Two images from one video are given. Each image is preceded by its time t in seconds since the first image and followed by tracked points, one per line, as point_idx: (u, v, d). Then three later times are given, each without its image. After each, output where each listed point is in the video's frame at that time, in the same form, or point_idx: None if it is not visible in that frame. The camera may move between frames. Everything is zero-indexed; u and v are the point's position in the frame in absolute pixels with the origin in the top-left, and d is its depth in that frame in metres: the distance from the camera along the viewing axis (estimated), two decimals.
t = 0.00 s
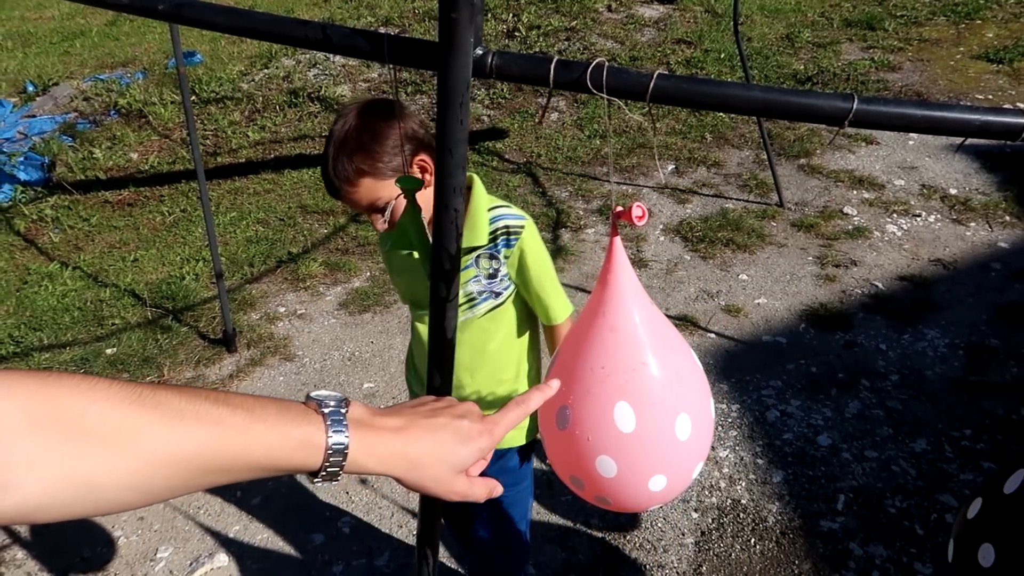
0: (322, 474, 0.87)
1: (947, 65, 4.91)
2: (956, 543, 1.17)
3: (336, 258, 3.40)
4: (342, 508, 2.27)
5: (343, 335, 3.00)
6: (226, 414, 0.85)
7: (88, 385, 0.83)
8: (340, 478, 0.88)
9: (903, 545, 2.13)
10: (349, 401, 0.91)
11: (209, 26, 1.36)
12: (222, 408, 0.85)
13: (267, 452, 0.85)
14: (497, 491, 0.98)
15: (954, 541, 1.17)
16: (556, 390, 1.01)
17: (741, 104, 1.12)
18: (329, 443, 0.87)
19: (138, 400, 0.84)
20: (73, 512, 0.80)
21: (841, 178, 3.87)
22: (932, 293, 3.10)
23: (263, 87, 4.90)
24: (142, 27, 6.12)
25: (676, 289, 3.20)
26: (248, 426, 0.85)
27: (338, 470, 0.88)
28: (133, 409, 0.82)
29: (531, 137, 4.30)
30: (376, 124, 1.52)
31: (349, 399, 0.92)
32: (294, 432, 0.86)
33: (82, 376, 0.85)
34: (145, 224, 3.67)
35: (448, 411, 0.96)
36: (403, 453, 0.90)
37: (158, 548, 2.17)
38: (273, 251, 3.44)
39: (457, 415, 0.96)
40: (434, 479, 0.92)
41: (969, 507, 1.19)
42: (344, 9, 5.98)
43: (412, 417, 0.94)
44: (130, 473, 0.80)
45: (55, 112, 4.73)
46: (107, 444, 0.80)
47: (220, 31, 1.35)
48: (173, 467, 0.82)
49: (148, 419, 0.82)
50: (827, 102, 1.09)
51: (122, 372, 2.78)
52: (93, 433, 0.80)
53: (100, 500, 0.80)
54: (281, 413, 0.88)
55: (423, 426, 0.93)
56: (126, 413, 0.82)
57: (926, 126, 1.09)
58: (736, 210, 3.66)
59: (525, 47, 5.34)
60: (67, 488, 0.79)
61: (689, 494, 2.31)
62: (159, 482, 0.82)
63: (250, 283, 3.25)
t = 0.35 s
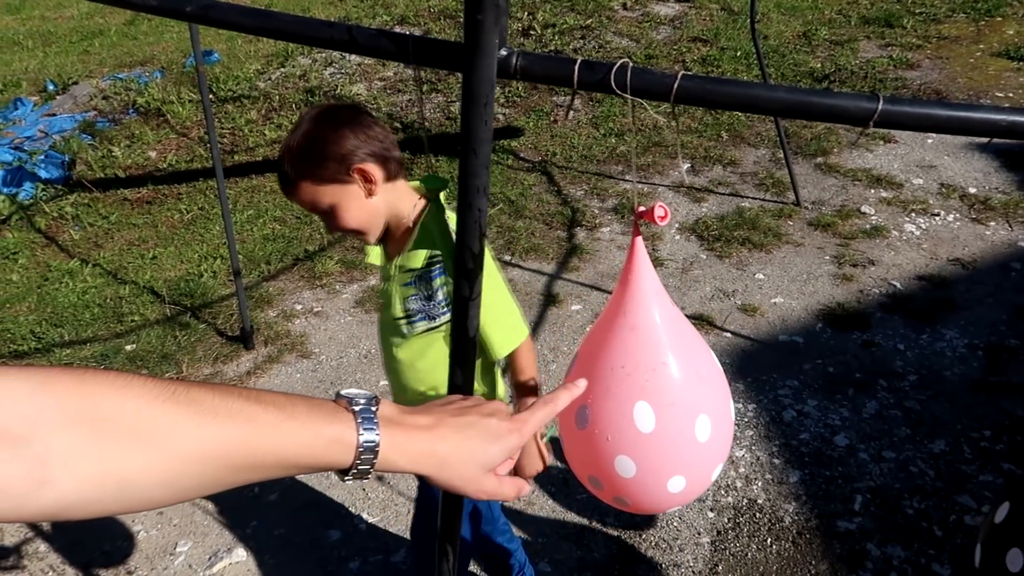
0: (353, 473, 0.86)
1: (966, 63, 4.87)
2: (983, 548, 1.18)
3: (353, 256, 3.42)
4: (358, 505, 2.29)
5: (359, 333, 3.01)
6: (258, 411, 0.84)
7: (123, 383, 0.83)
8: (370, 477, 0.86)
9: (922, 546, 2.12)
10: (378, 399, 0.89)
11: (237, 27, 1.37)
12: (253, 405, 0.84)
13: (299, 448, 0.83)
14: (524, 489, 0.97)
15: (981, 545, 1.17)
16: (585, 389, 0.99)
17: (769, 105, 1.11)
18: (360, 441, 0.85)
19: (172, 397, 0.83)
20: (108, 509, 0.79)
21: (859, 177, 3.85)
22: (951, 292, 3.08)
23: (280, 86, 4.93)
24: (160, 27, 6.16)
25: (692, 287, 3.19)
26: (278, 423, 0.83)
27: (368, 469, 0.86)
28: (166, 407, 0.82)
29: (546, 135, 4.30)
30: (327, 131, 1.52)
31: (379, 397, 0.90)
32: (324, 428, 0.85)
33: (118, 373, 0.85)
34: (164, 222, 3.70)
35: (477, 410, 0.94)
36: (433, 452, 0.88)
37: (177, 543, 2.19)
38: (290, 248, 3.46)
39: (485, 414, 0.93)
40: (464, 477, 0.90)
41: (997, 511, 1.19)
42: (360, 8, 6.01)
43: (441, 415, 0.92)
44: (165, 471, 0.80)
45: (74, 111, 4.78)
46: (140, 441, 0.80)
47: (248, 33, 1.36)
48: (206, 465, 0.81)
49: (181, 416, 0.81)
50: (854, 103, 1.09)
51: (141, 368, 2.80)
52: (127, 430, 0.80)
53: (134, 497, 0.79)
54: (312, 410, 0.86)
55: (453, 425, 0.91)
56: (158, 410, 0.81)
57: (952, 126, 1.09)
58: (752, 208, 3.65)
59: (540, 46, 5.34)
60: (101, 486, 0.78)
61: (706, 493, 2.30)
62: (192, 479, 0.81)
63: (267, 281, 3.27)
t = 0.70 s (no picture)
0: (367, 477, 0.86)
1: (979, 69, 4.85)
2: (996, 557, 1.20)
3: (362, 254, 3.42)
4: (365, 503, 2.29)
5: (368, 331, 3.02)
6: (272, 415, 0.84)
7: (140, 385, 0.83)
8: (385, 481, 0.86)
9: (929, 554, 2.12)
10: (393, 402, 0.89)
11: (258, 26, 1.38)
12: (267, 407, 0.84)
13: (312, 452, 0.83)
14: (544, 497, 0.94)
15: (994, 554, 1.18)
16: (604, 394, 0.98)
17: (789, 109, 1.12)
18: (374, 445, 0.85)
19: (189, 398, 0.83)
20: (126, 509, 0.79)
21: (870, 181, 3.84)
22: (961, 299, 3.07)
23: (291, 84, 4.94)
24: (173, 23, 6.19)
25: (701, 291, 3.19)
26: (294, 426, 0.83)
27: (383, 473, 0.86)
28: (181, 408, 0.81)
29: (557, 136, 4.30)
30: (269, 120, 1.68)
31: (395, 402, 0.90)
32: (339, 432, 0.85)
33: (133, 375, 0.85)
34: (174, 217, 3.71)
35: (494, 416, 0.94)
36: (448, 456, 0.88)
37: (183, 538, 2.20)
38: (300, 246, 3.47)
39: (501, 419, 0.93)
40: (480, 482, 0.89)
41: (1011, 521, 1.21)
42: (372, 7, 6.02)
43: (458, 420, 0.92)
44: (180, 473, 0.79)
45: (87, 106, 4.80)
46: (156, 443, 0.79)
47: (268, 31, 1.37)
48: (221, 466, 0.81)
49: (197, 418, 0.81)
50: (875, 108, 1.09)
51: (150, 364, 2.82)
52: (143, 432, 0.79)
53: (150, 498, 0.79)
54: (327, 413, 0.86)
55: (468, 430, 0.91)
56: (175, 412, 0.81)
57: (976, 133, 1.07)
58: (762, 212, 3.64)
59: (552, 46, 5.34)
60: (117, 487, 0.78)
61: (712, 497, 2.30)
62: (207, 482, 0.81)
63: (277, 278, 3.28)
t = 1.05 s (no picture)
0: (378, 479, 0.81)
1: (991, 73, 4.82)
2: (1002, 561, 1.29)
3: (369, 254, 3.42)
4: (369, 503, 2.29)
5: (374, 331, 3.02)
6: (284, 416, 0.79)
7: (151, 383, 0.77)
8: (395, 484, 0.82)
9: (936, 560, 2.10)
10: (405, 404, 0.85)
11: (264, 26, 1.38)
12: (280, 408, 0.79)
13: (326, 454, 0.78)
14: (557, 500, 0.89)
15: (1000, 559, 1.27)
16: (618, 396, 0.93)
17: (797, 114, 1.12)
18: (385, 447, 0.81)
19: (200, 399, 0.78)
20: (137, 512, 0.74)
21: (879, 186, 3.82)
22: (970, 304, 3.05)
23: (300, 84, 4.95)
24: (184, 22, 6.20)
25: (708, 294, 3.18)
26: (306, 428, 0.78)
27: (394, 476, 0.81)
28: (191, 410, 0.76)
29: (565, 138, 4.29)
30: (227, 108, 1.74)
31: (406, 404, 0.86)
32: (350, 434, 0.80)
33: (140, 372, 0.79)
34: (183, 216, 3.72)
35: (505, 417, 0.90)
36: (459, 459, 0.84)
37: (188, 536, 2.20)
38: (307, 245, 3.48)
39: (513, 421, 0.89)
40: (493, 485, 0.85)
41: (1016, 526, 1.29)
42: (381, 8, 6.03)
43: (468, 422, 0.88)
44: (193, 477, 0.74)
45: (98, 104, 4.82)
46: (168, 444, 0.74)
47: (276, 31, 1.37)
48: (235, 469, 0.76)
49: (208, 420, 0.76)
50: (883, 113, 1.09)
51: (157, 361, 2.82)
52: (156, 432, 0.74)
53: (163, 499, 0.74)
54: (338, 415, 0.81)
55: (480, 432, 0.86)
56: (186, 413, 0.76)
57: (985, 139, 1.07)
58: (770, 215, 3.63)
59: (560, 48, 5.34)
60: (130, 488, 0.73)
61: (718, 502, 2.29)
62: (219, 487, 0.75)
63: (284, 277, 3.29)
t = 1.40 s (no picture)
0: (371, 519, 0.76)
1: (994, 77, 4.82)
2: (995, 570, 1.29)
3: (369, 254, 3.42)
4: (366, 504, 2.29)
5: (373, 331, 3.01)
6: (279, 454, 0.74)
7: (150, 413, 0.74)
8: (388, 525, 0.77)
9: (934, 566, 2.09)
10: (401, 445, 0.80)
11: (259, 26, 1.38)
12: (277, 443, 0.75)
13: (322, 492, 0.74)
14: (550, 544, 0.87)
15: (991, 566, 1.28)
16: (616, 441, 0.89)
17: (793, 118, 1.11)
18: (378, 489, 0.76)
19: (195, 432, 0.73)
20: (128, 543, 0.71)
21: (880, 190, 3.81)
22: (971, 309, 3.04)
23: (302, 83, 4.95)
24: (187, 21, 6.20)
25: (708, 296, 3.17)
26: (302, 467, 0.74)
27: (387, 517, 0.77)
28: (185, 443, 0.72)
29: (566, 139, 4.29)
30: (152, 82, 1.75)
31: (402, 443, 0.82)
32: (344, 475, 0.76)
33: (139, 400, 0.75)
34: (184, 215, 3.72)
35: (501, 460, 0.86)
36: (455, 502, 0.80)
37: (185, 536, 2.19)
38: (307, 245, 3.48)
39: (509, 464, 0.85)
40: (488, 529, 0.81)
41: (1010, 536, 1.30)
42: (384, 8, 6.03)
43: (465, 464, 0.84)
44: (181, 512, 0.71)
45: (100, 103, 4.82)
46: (162, 477, 0.71)
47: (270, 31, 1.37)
48: (228, 506, 0.72)
49: (202, 455, 0.72)
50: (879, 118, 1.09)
51: (156, 361, 2.82)
52: (147, 466, 0.70)
53: (158, 532, 0.71)
54: (334, 453, 0.77)
55: (477, 475, 0.82)
56: (181, 446, 0.72)
57: (981, 144, 1.07)
58: (771, 218, 3.62)
59: (563, 49, 5.34)
60: (122, 521, 0.70)
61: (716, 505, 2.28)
62: (209, 523, 0.72)
63: (284, 277, 3.29)
